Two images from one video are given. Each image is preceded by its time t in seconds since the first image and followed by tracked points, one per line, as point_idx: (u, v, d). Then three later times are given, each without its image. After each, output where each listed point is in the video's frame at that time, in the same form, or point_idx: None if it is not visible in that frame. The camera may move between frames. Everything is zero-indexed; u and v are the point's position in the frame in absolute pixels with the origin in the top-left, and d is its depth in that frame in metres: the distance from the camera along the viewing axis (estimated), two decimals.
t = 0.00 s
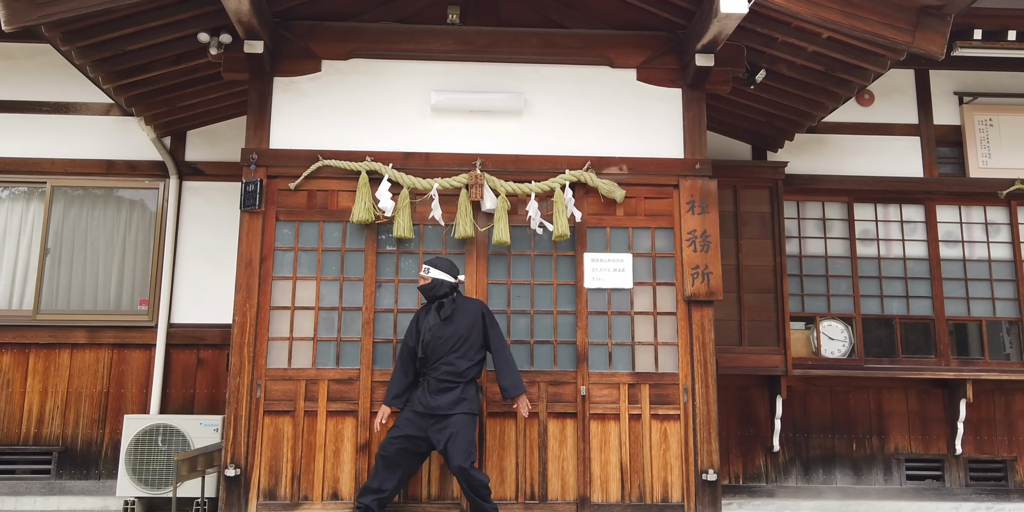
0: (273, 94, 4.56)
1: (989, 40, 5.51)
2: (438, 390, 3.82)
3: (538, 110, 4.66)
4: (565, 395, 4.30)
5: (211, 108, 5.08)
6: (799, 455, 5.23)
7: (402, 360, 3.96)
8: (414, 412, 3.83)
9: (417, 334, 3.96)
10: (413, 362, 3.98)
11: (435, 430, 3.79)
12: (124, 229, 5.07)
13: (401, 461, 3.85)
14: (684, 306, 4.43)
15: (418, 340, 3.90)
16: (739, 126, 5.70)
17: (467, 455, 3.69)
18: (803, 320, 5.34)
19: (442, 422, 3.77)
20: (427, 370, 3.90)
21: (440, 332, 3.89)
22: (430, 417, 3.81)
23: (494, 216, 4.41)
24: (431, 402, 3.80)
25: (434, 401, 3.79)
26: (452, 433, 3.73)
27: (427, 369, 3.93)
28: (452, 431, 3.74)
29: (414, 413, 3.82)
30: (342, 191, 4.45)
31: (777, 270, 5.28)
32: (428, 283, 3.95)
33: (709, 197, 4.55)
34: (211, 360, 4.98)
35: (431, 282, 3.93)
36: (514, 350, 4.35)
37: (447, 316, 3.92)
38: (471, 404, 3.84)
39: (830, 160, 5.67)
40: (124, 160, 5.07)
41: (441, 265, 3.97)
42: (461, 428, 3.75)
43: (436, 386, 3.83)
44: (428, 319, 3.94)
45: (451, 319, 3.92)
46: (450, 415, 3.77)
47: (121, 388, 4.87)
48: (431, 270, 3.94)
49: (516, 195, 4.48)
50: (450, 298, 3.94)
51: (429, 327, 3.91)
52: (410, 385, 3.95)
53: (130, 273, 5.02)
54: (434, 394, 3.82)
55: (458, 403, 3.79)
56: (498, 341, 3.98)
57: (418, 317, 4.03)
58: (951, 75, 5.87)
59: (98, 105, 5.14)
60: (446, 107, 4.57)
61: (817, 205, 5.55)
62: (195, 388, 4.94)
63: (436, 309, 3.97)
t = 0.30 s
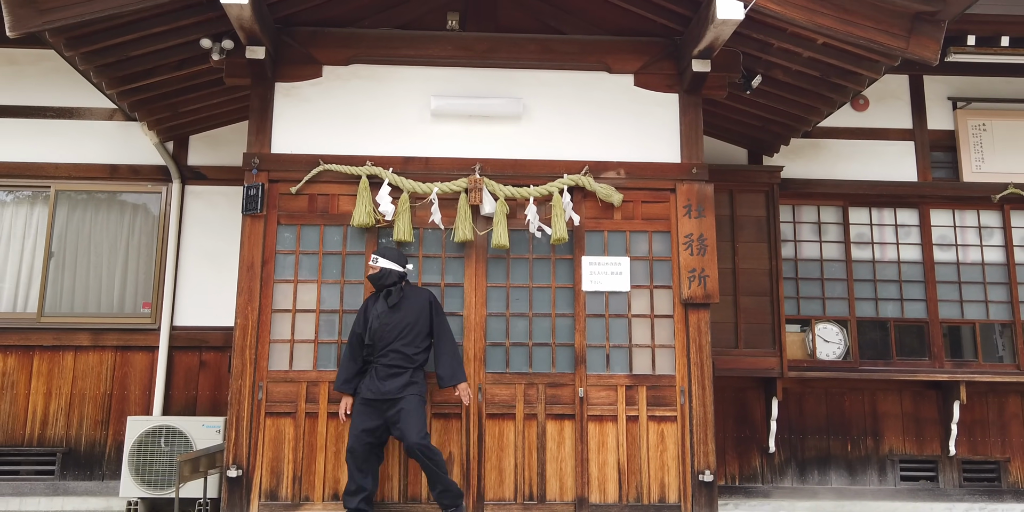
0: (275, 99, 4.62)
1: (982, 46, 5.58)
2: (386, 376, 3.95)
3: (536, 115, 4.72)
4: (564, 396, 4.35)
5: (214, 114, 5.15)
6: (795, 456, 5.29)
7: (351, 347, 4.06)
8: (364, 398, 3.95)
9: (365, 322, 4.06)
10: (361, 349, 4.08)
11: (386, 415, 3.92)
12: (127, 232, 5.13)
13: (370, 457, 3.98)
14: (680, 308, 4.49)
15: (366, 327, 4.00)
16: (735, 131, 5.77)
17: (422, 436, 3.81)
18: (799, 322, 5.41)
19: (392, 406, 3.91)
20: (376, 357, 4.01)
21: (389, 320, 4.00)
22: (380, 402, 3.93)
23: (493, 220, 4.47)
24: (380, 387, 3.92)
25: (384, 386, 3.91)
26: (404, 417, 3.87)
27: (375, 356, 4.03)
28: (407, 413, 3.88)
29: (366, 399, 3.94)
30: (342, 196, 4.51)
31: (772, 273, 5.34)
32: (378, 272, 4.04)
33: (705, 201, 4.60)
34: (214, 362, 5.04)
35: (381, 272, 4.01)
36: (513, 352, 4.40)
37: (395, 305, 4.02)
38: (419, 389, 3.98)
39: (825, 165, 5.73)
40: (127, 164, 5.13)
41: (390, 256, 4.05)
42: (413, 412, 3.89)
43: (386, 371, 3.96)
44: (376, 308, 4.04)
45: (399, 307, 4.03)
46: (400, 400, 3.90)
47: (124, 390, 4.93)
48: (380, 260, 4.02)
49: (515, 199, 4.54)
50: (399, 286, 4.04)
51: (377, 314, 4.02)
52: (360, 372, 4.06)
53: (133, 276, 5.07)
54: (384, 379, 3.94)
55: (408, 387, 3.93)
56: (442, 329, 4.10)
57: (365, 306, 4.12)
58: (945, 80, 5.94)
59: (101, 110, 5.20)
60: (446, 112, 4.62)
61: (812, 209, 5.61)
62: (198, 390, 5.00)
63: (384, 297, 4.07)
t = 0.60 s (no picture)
0: (277, 104, 4.67)
1: (976, 51, 5.65)
2: (355, 376, 4.07)
3: (535, 120, 4.78)
4: (562, 398, 4.40)
5: (216, 119, 5.21)
6: (790, 457, 5.36)
7: (323, 348, 4.17)
8: (333, 398, 4.08)
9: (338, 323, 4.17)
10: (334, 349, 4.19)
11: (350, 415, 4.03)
12: (130, 236, 5.18)
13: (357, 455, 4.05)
14: (676, 311, 4.55)
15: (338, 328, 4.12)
16: (731, 136, 5.83)
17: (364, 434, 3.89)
18: (794, 325, 5.48)
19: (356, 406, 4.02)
20: (347, 358, 4.13)
21: (360, 321, 4.11)
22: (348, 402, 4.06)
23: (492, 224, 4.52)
24: (348, 387, 4.05)
25: (352, 387, 4.04)
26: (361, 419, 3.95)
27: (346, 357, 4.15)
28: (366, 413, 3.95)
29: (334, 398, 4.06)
30: (343, 199, 4.56)
31: (768, 276, 5.40)
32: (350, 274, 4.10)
33: (702, 205, 4.66)
34: (216, 364, 5.09)
35: (353, 274, 4.09)
36: (512, 355, 4.45)
37: (367, 306, 4.13)
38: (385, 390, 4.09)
39: (820, 169, 5.80)
40: (130, 169, 5.18)
41: (362, 258, 4.13)
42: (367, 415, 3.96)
43: (355, 372, 4.07)
44: (349, 309, 4.15)
45: (371, 309, 4.14)
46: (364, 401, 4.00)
47: (128, 392, 4.98)
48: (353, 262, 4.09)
49: (514, 203, 4.60)
50: (371, 289, 4.12)
51: (349, 316, 4.13)
52: (331, 372, 4.17)
53: (136, 279, 5.13)
54: (351, 380, 4.06)
55: (374, 387, 4.05)
56: (413, 332, 4.19)
57: (339, 307, 4.23)
58: (939, 85, 6.01)
59: (105, 115, 5.25)
60: (446, 117, 4.68)
61: (808, 213, 5.67)
62: (200, 392, 5.06)
63: (357, 299, 4.17)
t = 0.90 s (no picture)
0: (278, 109, 4.73)
1: (969, 57, 5.72)
2: (335, 384, 4.06)
3: (534, 125, 4.84)
4: (560, 400, 4.45)
5: (218, 124, 5.27)
6: (786, 458, 5.42)
7: (307, 355, 4.19)
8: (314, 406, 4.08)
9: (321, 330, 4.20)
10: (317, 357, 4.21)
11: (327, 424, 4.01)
12: (133, 240, 5.23)
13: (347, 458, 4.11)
14: (673, 314, 4.60)
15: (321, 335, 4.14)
16: (728, 140, 5.90)
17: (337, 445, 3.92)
18: (790, 327, 5.53)
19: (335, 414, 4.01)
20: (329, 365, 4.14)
21: (342, 328, 4.14)
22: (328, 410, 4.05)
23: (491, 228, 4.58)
24: (327, 395, 4.04)
25: (331, 394, 4.03)
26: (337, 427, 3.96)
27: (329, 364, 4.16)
28: (343, 421, 3.97)
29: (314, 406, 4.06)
30: (344, 203, 4.62)
31: (764, 279, 5.46)
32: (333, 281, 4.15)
33: (699, 209, 4.72)
34: (218, 366, 5.15)
35: (336, 281, 4.13)
36: (512, 357, 4.50)
37: (349, 313, 4.16)
38: (364, 399, 4.07)
39: (816, 174, 5.87)
40: (133, 173, 5.24)
41: (344, 265, 4.17)
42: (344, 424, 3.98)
43: (335, 380, 4.07)
44: (331, 315, 4.18)
45: (353, 316, 4.16)
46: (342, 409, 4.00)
47: (131, 394, 5.03)
48: (336, 270, 4.14)
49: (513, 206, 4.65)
50: (352, 296, 4.17)
51: (331, 322, 4.15)
52: (314, 380, 4.17)
53: (139, 281, 5.18)
54: (331, 387, 4.06)
55: (353, 396, 4.04)
56: (395, 339, 4.21)
57: (323, 314, 4.25)
58: (933, 90, 6.08)
59: (108, 119, 5.31)
60: (445, 122, 4.74)
61: (803, 217, 5.73)
62: (203, 394, 5.11)
63: (339, 306, 4.20)
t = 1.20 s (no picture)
0: (280, 114, 4.79)
1: (963, 62, 5.79)
2: (321, 388, 4.10)
3: (532, 130, 4.91)
4: (559, 402, 4.50)
5: (220, 129, 5.34)
6: (782, 459, 5.48)
7: (294, 361, 4.24)
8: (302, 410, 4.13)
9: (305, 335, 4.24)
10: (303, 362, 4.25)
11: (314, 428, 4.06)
12: (136, 243, 5.29)
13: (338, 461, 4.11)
14: (671, 317, 4.66)
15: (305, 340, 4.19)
16: (724, 145, 5.97)
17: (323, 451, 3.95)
18: (786, 330, 5.59)
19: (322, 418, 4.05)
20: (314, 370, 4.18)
21: (325, 332, 4.18)
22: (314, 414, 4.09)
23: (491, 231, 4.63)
24: (313, 399, 4.08)
25: (317, 398, 4.07)
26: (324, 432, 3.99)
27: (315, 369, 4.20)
28: (330, 426, 4.01)
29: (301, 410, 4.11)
30: (345, 207, 4.67)
31: (760, 282, 5.52)
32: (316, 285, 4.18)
33: (695, 213, 4.78)
34: (220, 368, 5.21)
35: (319, 285, 4.17)
36: (510, 359, 4.55)
37: (333, 317, 4.20)
38: (350, 402, 4.10)
39: (811, 178, 5.93)
40: (136, 177, 5.29)
41: (328, 269, 4.20)
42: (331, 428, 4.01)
43: (320, 384, 4.12)
44: (315, 320, 4.22)
45: (336, 320, 4.20)
46: (328, 412, 4.04)
47: (134, 395, 5.08)
48: (319, 274, 4.17)
49: (512, 210, 4.71)
50: (335, 300, 4.20)
51: (315, 328, 4.20)
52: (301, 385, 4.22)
53: (142, 284, 5.23)
54: (316, 392, 4.10)
55: (338, 400, 4.07)
56: (378, 341, 4.23)
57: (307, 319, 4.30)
58: (928, 95, 6.15)
59: (111, 124, 5.37)
60: (445, 127, 4.80)
61: (799, 221, 5.80)
62: (205, 395, 5.16)
63: (323, 310, 4.24)
